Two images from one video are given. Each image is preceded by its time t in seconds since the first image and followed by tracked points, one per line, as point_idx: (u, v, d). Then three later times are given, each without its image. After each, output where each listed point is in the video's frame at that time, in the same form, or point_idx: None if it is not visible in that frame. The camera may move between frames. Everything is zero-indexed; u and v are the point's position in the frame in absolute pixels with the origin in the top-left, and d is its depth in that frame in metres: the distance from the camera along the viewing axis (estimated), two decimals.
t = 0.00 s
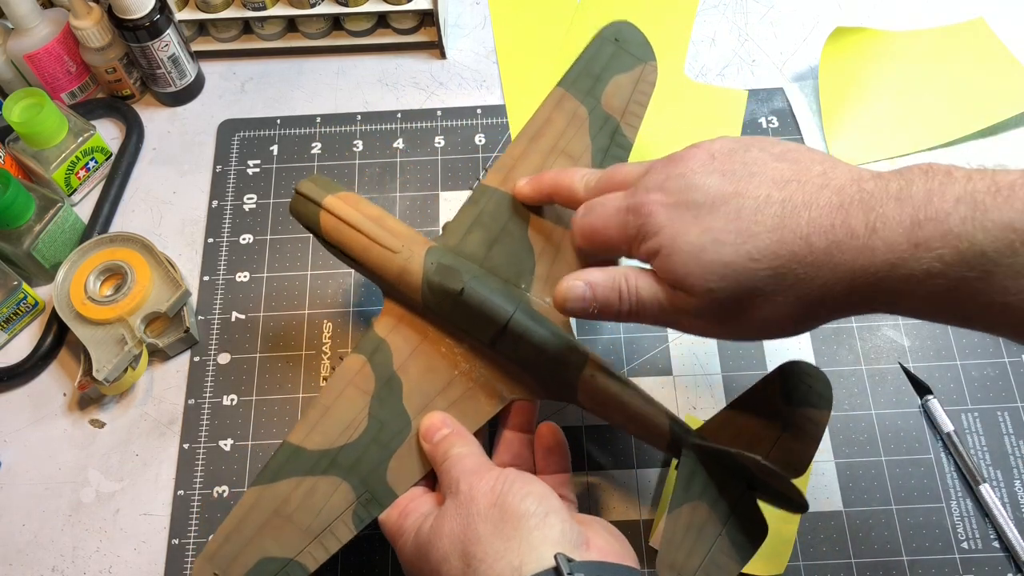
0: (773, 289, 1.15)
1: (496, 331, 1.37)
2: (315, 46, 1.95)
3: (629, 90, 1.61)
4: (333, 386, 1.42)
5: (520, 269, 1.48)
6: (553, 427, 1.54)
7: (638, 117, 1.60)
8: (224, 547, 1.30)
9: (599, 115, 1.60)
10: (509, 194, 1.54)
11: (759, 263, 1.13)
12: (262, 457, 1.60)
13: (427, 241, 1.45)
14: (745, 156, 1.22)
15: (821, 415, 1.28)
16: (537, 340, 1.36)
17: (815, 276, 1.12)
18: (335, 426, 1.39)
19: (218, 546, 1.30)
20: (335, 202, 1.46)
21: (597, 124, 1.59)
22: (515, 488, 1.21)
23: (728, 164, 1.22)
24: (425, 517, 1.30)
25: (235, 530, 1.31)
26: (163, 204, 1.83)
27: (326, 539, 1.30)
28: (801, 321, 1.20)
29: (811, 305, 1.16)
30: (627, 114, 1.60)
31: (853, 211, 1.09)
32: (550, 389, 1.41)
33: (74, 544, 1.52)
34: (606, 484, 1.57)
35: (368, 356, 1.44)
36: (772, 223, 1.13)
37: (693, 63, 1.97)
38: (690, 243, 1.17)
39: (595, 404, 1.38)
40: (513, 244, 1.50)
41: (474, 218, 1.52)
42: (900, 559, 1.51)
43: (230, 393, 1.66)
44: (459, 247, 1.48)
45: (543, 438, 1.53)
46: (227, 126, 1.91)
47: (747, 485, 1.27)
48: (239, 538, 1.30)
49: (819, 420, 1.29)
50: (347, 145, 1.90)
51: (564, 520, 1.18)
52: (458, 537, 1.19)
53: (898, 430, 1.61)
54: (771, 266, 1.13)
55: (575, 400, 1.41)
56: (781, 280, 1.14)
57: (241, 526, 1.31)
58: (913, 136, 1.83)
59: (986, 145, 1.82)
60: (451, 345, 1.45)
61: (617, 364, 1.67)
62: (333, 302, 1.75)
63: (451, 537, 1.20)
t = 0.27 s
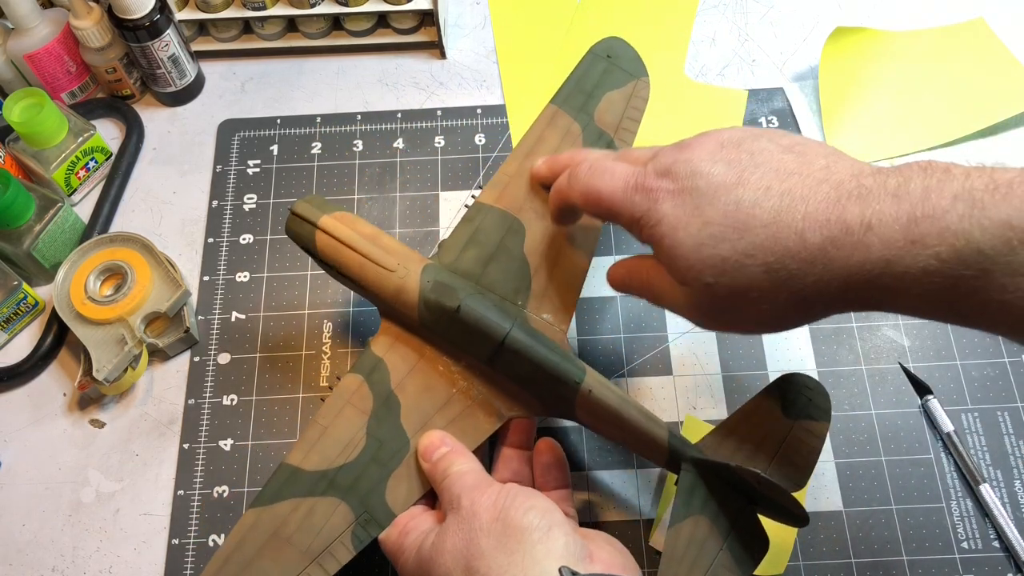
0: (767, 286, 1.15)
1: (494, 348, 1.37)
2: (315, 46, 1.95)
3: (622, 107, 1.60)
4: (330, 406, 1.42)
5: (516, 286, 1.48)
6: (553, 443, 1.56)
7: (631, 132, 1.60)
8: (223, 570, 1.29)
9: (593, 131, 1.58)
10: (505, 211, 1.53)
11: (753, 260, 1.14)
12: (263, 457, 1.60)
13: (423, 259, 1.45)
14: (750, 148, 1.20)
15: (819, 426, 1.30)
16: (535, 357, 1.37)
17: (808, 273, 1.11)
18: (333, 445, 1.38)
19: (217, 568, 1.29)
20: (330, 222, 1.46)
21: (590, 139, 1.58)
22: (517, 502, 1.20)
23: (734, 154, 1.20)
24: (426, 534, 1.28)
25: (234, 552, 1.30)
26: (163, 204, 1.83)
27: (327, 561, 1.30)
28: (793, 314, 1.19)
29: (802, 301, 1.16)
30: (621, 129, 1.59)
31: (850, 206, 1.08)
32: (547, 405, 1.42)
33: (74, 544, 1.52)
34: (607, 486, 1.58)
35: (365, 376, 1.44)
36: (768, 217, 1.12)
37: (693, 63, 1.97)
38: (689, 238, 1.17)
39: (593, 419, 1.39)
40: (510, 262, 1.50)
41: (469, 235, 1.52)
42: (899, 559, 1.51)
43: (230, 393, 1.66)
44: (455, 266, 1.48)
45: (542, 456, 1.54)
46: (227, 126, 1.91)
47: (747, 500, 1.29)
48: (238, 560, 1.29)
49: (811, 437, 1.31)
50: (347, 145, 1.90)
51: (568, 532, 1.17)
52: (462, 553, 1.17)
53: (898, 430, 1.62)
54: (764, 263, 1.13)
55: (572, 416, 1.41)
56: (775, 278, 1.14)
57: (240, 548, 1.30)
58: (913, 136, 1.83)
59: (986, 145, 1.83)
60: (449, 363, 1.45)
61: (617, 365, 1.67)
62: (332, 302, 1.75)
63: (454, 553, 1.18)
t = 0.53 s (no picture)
0: (790, 253, 1.16)
1: (495, 351, 1.37)
2: (315, 46, 1.95)
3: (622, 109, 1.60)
4: (330, 409, 1.42)
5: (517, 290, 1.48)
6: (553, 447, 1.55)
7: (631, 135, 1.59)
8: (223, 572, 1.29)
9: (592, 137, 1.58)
10: (505, 214, 1.54)
11: (777, 227, 1.15)
12: (262, 457, 1.60)
13: (424, 262, 1.45)
14: (786, 116, 1.21)
15: (816, 431, 1.32)
16: (536, 359, 1.36)
17: (831, 240, 1.12)
18: (333, 448, 1.39)
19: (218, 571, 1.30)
20: (331, 223, 1.46)
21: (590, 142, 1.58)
22: (519, 506, 1.19)
23: (768, 121, 1.20)
24: (427, 537, 1.27)
25: (235, 554, 1.31)
26: (163, 204, 1.83)
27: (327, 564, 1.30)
28: (811, 284, 1.21)
29: (824, 271, 1.17)
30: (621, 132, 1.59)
31: (875, 178, 1.10)
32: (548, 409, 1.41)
33: (74, 544, 1.52)
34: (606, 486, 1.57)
35: (366, 378, 1.45)
36: (794, 186, 1.14)
37: (693, 63, 1.97)
38: (717, 201, 1.18)
39: (594, 423, 1.38)
40: (511, 264, 1.50)
41: (471, 238, 1.52)
42: (899, 559, 1.51)
43: (230, 393, 1.66)
44: (456, 268, 1.48)
45: (543, 460, 1.53)
46: (227, 126, 1.91)
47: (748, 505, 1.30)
48: (238, 562, 1.30)
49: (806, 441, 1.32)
50: (347, 145, 1.90)
51: (569, 537, 1.15)
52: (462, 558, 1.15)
53: (898, 430, 1.61)
54: (788, 230, 1.14)
55: (574, 419, 1.41)
56: (798, 246, 1.15)
57: (240, 550, 1.31)
58: (914, 136, 1.83)
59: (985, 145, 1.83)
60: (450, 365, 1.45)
61: (617, 365, 1.67)
62: (332, 302, 1.75)
63: (454, 558, 1.17)
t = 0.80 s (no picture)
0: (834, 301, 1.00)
1: (508, 337, 1.37)
2: (316, 46, 1.95)
3: (631, 100, 1.61)
4: (341, 393, 1.42)
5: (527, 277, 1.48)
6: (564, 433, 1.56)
7: (641, 125, 1.60)
8: (234, 556, 1.30)
9: (602, 126, 1.60)
10: (516, 202, 1.54)
11: (824, 275, 0.98)
12: (262, 457, 1.60)
13: (436, 248, 1.45)
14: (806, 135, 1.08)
15: (830, 416, 1.26)
16: (549, 345, 1.36)
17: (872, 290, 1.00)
18: (343, 432, 1.38)
19: (229, 555, 1.30)
20: (344, 208, 1.46)
21: (600, 133, 1.59)
22: (531, 490, 1.20)
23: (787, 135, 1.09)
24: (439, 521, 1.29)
25: (246, 538, 1.31)
26: (163, 204, 1.83)
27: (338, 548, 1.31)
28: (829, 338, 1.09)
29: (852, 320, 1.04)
30: (631, 122, 1.61)
31: (908, 218, 0.98)
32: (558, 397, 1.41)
33: (74, 544, 1.52)
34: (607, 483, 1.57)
35: (377, 362, 1.44)
36: (834, 226, 0.98)
37: (693, 63, 1.97)
38: (756, 243, 0.99)
39: (606, 408, 1.39)
40: (522, 251, 1.50)
41: (481, 225, 1.52)
42: (899, 559, 1.51)
43: (230, 393, 1.66)
44: (468, 253, 1.49)
45: (554, 445, 1.54)
46: (227, 126, 1.91)
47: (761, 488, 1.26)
48: (249, 547, 1.30)
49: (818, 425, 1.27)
50: (347, 145, 1.90)
51: (581, 523, 1.16)
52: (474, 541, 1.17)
53: (898, 430, 1.62)
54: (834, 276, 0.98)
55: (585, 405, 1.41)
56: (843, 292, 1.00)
57: (251, 535, 1.31)
58: (913, 136, 1.83)
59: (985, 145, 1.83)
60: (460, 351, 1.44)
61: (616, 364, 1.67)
62: (333, 302, 1.75)
63: (467, 541, 1.18)
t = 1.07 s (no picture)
0: (795, 310, 1.04)
1: (507, 330, 1.37)
2: (315, 46, 1.95)
3: (642, 84, 1.61)
4: (346, 382, 1.42)
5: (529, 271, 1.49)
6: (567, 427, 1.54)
7: (653, 108, 1.60)
8: (239, 545, 1.30)
9: (613, 109, 1.59)
10: (523, 189, 1.54)
11: (776, 287, 1.04)
12: (262, 457, 1.60)
13: (439, 239, 1.45)
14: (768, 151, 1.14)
15: (833, 414, 1.29)
16: (548, 340, 1.36)
17: (841, 297, 1.01)
18: (347, 423, 1.39)
19: (233, 544, 1.30)
20: (347, 198, 1.46)
21: (611, 116, 1.59)
22: (530, 483, 1.19)
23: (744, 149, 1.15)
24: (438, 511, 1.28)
25: (250, 526, 1.31)
26: (163, 204, 1.83)
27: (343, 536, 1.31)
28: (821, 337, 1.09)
29: (831, 323, 1.06)
30: (642, 105, 1.60)
31: (864, 218, 0.97)
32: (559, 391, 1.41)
33: (74, 544, 1.52)
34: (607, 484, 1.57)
35: (381, 352, 1.44)
36: (781, 238, 1.03)
37: (693, 63, 1.97)
38: (702, 266, 1.08)
39: (605, 403, 1.39)
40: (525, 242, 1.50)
41: (486, 214, 1.52)
42: (900, 559, 1.51)
43: (230, 393, 1.66)
44: (472, 243, 1.50)
45: (559, 438, 1.53)
46: (227, 126, 1.91)
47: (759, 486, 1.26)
48: (253, 536, 1.31)
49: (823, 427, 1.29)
50: (347, 145, 1.90)
51: (581, 516, 1.16)
52: (473, 534, 1.16)
53: (898, 430, 1.62)
54: (787, 289, 1.03)
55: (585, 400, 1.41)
56: (800, 302, 1.03)
57: (257, 522, 1.31)
58: (913, 136, 1.83)
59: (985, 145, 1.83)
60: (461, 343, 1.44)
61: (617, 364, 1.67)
62: (333, 302, 1.75)
63: (466, 533, 1.18)
